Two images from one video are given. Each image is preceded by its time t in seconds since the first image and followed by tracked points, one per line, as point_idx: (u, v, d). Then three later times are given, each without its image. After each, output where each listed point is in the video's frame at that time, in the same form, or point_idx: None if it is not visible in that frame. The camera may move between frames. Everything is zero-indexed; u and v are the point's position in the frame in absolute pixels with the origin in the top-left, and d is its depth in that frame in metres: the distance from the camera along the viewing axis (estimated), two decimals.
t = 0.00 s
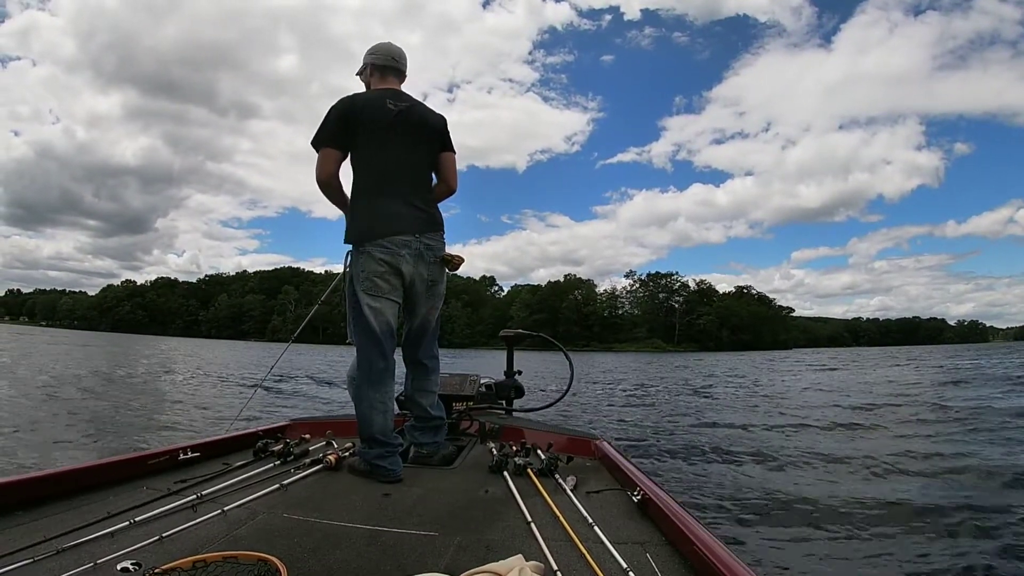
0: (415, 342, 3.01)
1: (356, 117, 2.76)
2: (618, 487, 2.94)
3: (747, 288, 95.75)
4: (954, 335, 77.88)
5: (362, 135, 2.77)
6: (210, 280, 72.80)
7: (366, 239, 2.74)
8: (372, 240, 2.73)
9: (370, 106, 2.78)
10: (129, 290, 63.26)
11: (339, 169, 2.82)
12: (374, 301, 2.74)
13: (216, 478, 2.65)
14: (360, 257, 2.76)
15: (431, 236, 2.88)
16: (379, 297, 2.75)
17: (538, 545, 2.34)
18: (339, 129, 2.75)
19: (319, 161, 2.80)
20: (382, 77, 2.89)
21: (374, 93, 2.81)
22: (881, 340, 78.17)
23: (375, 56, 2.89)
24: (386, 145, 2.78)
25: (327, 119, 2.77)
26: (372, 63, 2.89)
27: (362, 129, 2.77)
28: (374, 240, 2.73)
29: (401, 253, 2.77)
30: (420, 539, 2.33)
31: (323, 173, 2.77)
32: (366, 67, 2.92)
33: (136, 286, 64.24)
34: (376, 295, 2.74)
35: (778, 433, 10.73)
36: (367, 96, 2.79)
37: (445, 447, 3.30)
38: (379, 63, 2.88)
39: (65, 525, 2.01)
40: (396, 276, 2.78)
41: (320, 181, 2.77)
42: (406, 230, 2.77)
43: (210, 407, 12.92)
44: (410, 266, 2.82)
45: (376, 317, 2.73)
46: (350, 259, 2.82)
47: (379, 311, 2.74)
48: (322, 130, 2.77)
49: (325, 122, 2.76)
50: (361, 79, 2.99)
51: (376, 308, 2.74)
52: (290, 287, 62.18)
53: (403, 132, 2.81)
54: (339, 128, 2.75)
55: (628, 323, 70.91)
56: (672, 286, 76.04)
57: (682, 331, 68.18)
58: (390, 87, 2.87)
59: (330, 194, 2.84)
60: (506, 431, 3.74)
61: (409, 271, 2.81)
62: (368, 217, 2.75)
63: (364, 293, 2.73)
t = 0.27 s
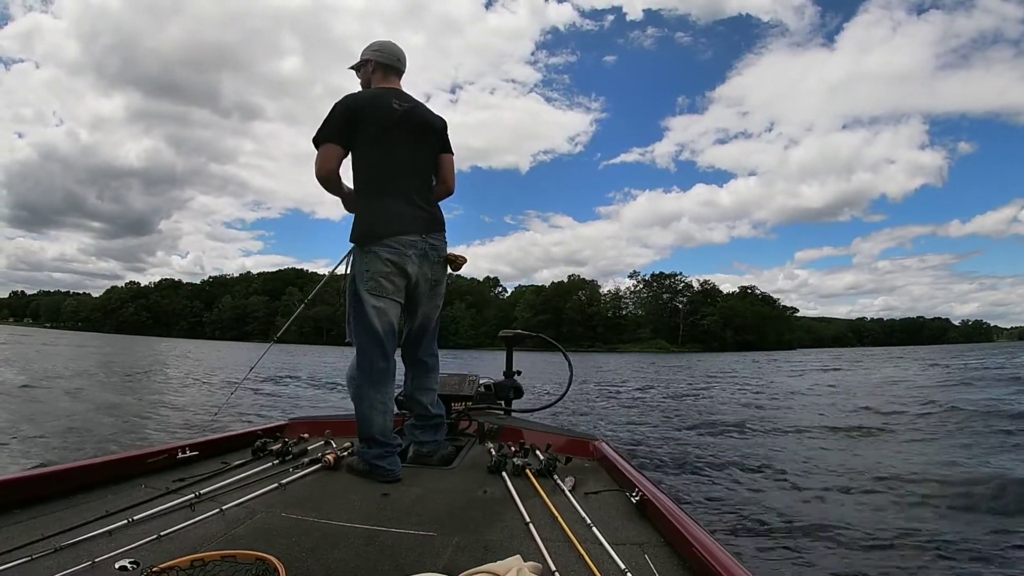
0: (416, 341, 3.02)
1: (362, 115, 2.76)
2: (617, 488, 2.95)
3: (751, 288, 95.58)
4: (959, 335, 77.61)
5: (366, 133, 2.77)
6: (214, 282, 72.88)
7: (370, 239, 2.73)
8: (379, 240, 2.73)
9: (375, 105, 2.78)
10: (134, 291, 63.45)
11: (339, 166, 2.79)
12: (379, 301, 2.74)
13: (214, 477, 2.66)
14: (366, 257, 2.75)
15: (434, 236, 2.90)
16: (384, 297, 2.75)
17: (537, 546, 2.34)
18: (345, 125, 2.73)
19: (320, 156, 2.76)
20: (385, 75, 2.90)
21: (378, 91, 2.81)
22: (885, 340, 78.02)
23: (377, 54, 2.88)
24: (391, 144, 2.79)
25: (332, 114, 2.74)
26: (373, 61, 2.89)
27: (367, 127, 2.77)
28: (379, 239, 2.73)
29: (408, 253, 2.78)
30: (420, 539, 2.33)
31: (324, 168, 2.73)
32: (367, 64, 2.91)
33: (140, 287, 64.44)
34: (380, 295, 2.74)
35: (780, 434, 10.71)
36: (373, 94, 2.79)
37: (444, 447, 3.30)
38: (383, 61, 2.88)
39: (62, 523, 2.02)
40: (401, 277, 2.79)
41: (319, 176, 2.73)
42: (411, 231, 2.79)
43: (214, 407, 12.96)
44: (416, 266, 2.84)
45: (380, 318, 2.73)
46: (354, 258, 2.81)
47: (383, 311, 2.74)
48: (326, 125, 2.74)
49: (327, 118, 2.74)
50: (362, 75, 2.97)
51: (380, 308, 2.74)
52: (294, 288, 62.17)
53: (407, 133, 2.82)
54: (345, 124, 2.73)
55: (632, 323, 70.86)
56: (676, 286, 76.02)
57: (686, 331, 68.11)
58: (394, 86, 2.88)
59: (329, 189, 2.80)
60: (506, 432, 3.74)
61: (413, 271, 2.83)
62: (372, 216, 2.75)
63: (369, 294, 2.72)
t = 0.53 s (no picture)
0: (416, 342, 3.02)
1: (371, 114, 2.73)
2: (617, 488, 2.94)
3: (756, 287, 95.41)
4: (965, 333, 77.26)
5: (375, 133, 2.75)
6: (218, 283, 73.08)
7: (375, 240, 2.73)
8: (383, 242, 2.73)
9: (384, 105, 2.76)
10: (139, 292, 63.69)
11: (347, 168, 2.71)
12: (382, 302, 2.72)
13: (214, 478, 2.66)
14: (370, 258, 2.74)
15: (437, 237, 2.93)
16: (387, 298, 2.74)
17: (536, 547, 2.34)
18: (355, 125, 2.70)
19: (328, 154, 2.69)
20: (388, 76, 2.90)
21: (385, 93, 2.79)
22: (890, 339, 77.69)
23: (382, 56, 2.87)
24: (396, 146, 2.80)
25: (341, 113, 2.70)
26: (377, 64, 2.88)
27: (375, 128, 2.75)
28: (385, 240, 2.73)
29: (412, 255, 2.79)
30: (419, 541, 2.33)
31: (335, 165, 2.65)
32: (371, 65, 2.89)
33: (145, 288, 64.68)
34: (384, 296, 2.73)
35: (783, 433, 10.69)
36: (381, 94, 2.77)
37: (445, 448, 3.30)
38: (386, 61, 2.88)
39: (63, 524, 2.03)
40: (405, 278, 2.79)
41: (330, 178, 2.63)
42: (415, 233, 2.80)
43: (218, 408, 13.03)
44: (419, 267, 2.84)
45: (382, 319, 2.72)
46: (355, 259, 2.79)
47: (386, 313, 2.73)
48: (335, 124, 2.69)
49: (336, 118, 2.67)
50: (362, 73, 2.94)
51: (384, 309, 2.73)
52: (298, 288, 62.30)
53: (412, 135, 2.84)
54: (355, 123, 2.70)
55: (636, 323, 70.72)
56: (680, 285, 75.94)
57: (690, 331, 67.99)
58: (398, 88, 2.89)
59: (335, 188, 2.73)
60: (506, 433, 3.74)
61: (417, 272, 2.83)
62: (378, 217, 2.74)
63: (373, 295, 2.71)
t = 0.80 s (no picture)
0: (417, 342, 3.03)
1: (381, 114, 2.71)
2: (618, 488, 2.94)
3: (760, 287, 95.21)
4: (970, 333, 76.95)
5: (383, 133, 2.74)
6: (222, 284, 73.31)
7: (381, 241, 2.73)
8: (389, 243, 2.73)
9: (392, 105, 2.75)
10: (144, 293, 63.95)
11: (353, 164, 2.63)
12: (386, 303, 2.72)
13: (215, 479, 2.67)
14: (374, 259, 2.73)
15: (440, 239, 2.94)
16: (391, 299, 2.74)
17: (537, 546, 2.34)
18: (364, 124, 2.65)
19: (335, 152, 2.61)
20: (394, 76, 2.88)
21: (392, 92, 2.77)
22: (896, 338, 77.38)
23: (387, 56, 2.85)
24: (403, 147, 2.80)
25: (350, 110, 2.65)
26: (381, 64, 2.86)
27: (384, 128, 2.74)
28: (390, 242, 2.74)
29: (417, 256, 2.80)
30: (420, 541, 2.33)
31: (342, 165, 2.57)
32: (375, 64, 2.86)
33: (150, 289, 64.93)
34: (388, 296, 2.73)
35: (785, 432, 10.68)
36: (389, 95, 2.75)
37: (445, 448, 3.30)
38: (392, 60, 2.86)
39: (64, 525, 2.03)
40: (409, 280, 2.80)
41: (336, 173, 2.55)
42: (420, 235, 2.81)
43: (222, 408, 13.09)
44: (423, 268, 2.85)
45: (385, 320, 2.72)
46: (359, 260, 2.78)
47: (390, 314, 2.73)
48: (344, 122, 2.62)
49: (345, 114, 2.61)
50: (366, 72, 2.91)
51: (387, 310, 2.73)
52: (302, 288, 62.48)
53: (418, 137, 2.85)
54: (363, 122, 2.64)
55: (640, 322, 70.60)
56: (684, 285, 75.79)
57: (694, 330, 67.86)
58: (403, 88, 2.88)
59: (338, 187, 2.64)
60: (506, 433, 3.74)
61: (420, 273, 2.84)
62: (384, 217, 2.75)
63: (377, 296, 2.70)
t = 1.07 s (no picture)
0: (415, 341, 3.04)
1: (389, 112, 2.70)
2: (617, 487, 2.94)
3: (764, 287, 94.95)
4: (976, 333, 76.61)
5: (390, 133, 2.73)
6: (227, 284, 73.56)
7: (384, 240, 2.73)
8: (392, 243, 2.74)
9: (400, 105, 2.75)
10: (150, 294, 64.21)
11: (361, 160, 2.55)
12: (387, 302, 2.73)
13: (215, 478, 2.68)
14: (377, 258, 2.73)
15: (440, 240, 2.95)
16: (392, 298, 2.74)
17: (537, 545, 2.34)
18: (374, 120, 2.60)
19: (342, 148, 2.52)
20: (398, 75, 2.88)
21: (399, 92, 2.76)
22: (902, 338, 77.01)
23: (392, 57, 2.85)
24: (408, 147, 2.80)
25: (360, 105, 2.59)
26: (387, 64, 2.85)
27: (391, 128, 2.73)
28: (393, 240, 2.74)
29: (418, 257, 2.81)
30: (420, 540, 2.33)
31: (350, 163, 2.48)
32: (380, 64, 2.85)
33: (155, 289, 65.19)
34: (389, 296, 2.74)
35: (787, 433, 10.66)
36: (397, 93, 2.74)
37: (444, 447, 3.31)
38: (397, 60, 2.86)
39: (63, 525, 2.04)
40: (410, 279, 2.81)
41: (346, 169, 2.47)
42: (421, 236, 2.82)
43: (225, 407, 13.13)
44: (424, 269, 2.87)
45: (386, 318, 2.72)
46: (360, 258, 2.77)
47: (390, 313, 2.74)
48: (354, 117, 2.56)
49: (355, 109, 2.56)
50: (370, 71, 2.90)
51: (388, 309, 2.73)
52: (307, 288, 62.64)
53: (421, 138, 2.86)
54: (373, 119, 2.59)
55: (644, 322, 70.49)
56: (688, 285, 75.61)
57: (699, 330, 67.70)
58: (408, 88, 2.89)
59: (344, 183, 2.55)
60: (505, 432, 3.74)
61: (421, 273, 2.85)
62: (387, 216, 2.76)
63: (378, 295, 2.70)
